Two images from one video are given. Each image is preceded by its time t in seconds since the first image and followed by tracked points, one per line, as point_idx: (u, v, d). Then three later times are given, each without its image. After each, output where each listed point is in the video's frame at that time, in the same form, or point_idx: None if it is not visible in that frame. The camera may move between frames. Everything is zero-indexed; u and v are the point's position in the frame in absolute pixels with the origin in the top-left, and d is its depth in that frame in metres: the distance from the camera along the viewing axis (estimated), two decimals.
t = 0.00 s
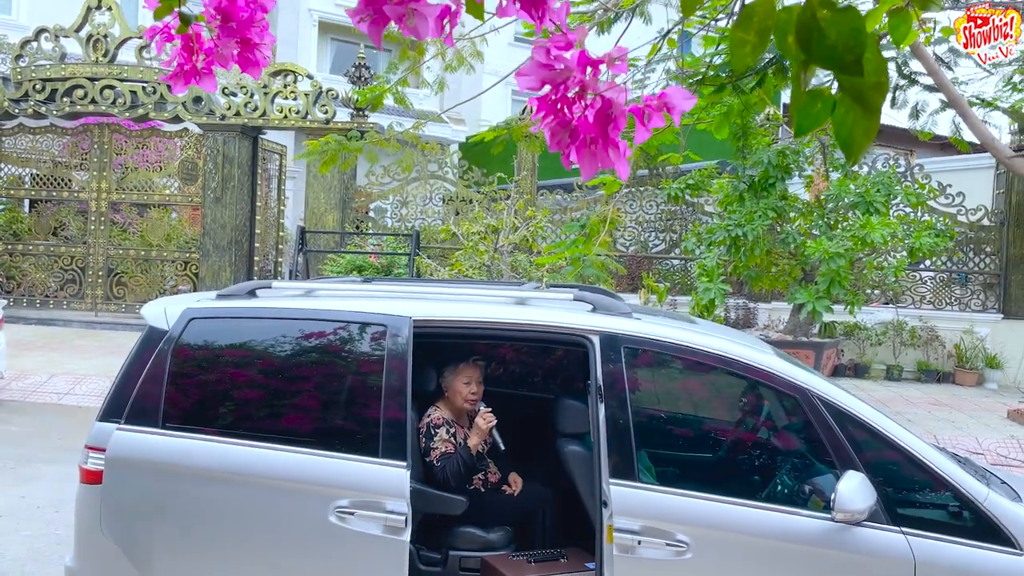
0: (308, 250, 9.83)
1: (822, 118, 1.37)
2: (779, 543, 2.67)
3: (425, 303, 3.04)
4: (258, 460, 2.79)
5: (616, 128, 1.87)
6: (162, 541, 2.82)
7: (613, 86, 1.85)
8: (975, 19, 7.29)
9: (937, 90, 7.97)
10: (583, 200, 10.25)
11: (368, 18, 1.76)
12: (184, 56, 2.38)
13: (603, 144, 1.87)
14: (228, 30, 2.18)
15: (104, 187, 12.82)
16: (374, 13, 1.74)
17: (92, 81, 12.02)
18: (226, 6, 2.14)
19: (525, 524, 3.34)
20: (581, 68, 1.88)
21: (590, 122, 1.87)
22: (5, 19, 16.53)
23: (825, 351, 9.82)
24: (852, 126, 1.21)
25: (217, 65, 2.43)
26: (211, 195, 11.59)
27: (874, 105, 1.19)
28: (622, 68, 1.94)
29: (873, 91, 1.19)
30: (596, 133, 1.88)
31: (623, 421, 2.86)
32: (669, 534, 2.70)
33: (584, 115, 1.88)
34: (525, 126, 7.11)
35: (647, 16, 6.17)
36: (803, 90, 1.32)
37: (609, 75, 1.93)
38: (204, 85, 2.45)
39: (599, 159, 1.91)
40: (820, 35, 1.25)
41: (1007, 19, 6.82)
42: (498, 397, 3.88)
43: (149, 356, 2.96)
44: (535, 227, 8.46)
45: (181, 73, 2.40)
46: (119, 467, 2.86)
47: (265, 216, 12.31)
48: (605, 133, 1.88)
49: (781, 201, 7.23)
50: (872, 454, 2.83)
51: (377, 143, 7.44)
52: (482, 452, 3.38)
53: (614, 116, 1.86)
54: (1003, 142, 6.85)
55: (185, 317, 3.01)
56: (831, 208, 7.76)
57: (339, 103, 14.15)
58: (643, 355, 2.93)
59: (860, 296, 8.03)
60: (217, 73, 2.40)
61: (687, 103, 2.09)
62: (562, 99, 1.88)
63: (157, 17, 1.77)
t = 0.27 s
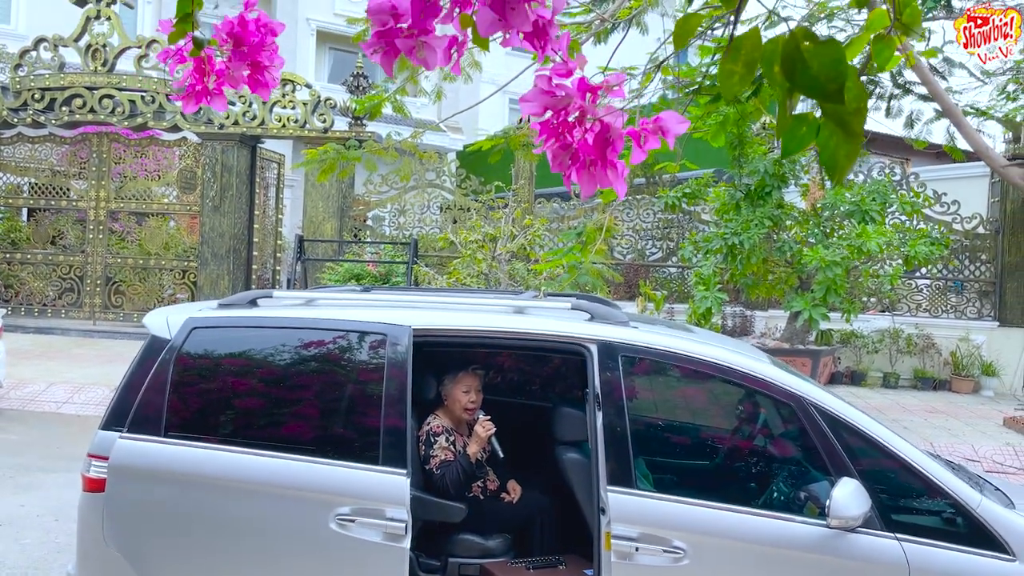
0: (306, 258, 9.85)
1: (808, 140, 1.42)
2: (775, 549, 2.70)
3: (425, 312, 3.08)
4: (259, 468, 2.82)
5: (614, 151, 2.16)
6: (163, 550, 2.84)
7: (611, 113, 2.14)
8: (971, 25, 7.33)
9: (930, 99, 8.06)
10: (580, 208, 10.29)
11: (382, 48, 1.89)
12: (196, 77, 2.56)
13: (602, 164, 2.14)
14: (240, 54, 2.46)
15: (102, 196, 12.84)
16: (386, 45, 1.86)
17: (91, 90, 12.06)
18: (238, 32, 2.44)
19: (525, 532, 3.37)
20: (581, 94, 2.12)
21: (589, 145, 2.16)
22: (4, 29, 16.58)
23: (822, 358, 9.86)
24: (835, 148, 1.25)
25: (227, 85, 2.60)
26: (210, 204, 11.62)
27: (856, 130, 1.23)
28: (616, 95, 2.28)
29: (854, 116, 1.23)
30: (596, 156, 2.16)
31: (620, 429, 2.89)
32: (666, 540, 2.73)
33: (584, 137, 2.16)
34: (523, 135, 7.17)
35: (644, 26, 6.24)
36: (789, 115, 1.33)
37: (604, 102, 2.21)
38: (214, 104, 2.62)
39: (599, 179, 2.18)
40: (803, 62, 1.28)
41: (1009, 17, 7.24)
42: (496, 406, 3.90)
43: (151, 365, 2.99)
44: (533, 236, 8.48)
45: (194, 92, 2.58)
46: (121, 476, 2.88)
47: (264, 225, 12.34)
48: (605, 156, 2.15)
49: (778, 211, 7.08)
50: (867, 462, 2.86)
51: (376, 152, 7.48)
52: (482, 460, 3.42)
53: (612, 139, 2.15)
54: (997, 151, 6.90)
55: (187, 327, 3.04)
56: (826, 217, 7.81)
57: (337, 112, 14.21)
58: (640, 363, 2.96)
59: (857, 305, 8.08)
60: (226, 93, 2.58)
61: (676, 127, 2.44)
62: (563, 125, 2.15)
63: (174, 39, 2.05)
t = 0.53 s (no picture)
0: (305, 265, 9.87)
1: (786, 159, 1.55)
2: (770, 553, 2.73)
3: (423, 319, 3.11)
4: (258, 474, 2.85)
5: (604, 166, 2.24)
6: (163, 555, 2.86)
7: (602, 131, 2.24)
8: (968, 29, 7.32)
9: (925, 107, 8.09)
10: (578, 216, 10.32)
11: (386, 71, 2.06)
12: (195, 91, 2.60)
13: (593, 179, 2.24)
14: (244, 70, 2.57)
15: (101, 203, 12.86)
16: (390, 68, 2.04)
17: (90, 97, 12.11)
18: (244, 50, 2.55)
19: (522, 536, 3.40)
20: (572, 113, 2.27)
21: (581, 162, 2.24)
22: (4, 36, 16.63)
23: (818, 365, 9.89)
24: (814, 164, 1.37)
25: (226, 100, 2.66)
26: (209, 210, 11.64)
27: (834, 146, 1.35)
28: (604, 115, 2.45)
29: (832, 134, 1.35)
30: (587, 170, 2.25)
31: (617, 434, 2.92)
32: (662, 545, 2.75)
33: (576, 154, 2.26)
34: (520, 142, 7.20)
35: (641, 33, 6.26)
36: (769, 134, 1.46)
37: (596, 122, 2.35)
38: (213, 117, 2.70)
39: (590, 194, 2.27)
40: (783, 82, 1.40)
41: (1010, 19, 6.73)
42: (494, 411, 3.93)
43: (152, 370, 3.02)
44: (531, 243, 8.50)
45: (193, 106, 2.65)
46: (122, 481, 2.91)
47: (263, 232, 12.38)
48: (595, 172, 2.24)
49: (774, 216, 7.25)
50: (862, 468, 2.89)
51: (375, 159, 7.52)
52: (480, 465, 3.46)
53: (603, 155, 2.24)
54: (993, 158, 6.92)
55: (187, 333, 3.08)
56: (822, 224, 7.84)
57: (336, 119, 14.26)
58: (635, 369, 3.00)
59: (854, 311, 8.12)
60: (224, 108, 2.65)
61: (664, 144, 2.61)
62: (556, 141, 2.26)
63: (179, 56, 2.15)
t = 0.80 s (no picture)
0: (304, 269, 9.90)
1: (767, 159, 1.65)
2: (763, 552, 2.76)
3: (422, 322, 3.14)
4: (257, 474, 2.88)
5: (593, 168, 2.31)
6: (163, 554, 2.89)
7: (592, 134, 2.31)
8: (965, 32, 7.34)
9: (921, 113, 8.14)
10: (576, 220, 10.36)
11: (385, 77, 2.11)
12: (196, 96, 2.66)
13: (582, 181, 2.29)
14: (242, 75, 2.61)
15: (100, 207, 12.88)
16: (389, 75, 2.09)
17: (90, 102, 12.15)
18: (240, 55, 2.59)
19: (519, 537, 3.43)
20: (563, 118, 2.33)
21: (571, 162, 2.30)
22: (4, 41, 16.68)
23: (814, 369, 9.94)
24: (793, 166, 1.47)
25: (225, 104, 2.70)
26: (208, 215, 11.67)
27: (810, 150, 1.44)
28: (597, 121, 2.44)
29: (808, 138, 1.44)
30: (576, 172, 2.31)
31: (613, 435, 2.95)
32: (657, 544, 2.79)
33: (566, 156, 2.31)
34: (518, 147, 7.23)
35: (638, 39, 6.30)
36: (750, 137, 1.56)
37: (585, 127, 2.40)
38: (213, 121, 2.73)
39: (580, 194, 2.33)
40: (760, 90, 1.49)
41: (1009, 19, 6.69)
42: (490, 413, 3.95)
43: (152, 372, 3.05)
44: (529, 247, 8.53)
45: (194, 111, 2.69)
46: (122, 481, 2.94)
47: (263, 237, 12.42)
48: (586, 175, 2.30)
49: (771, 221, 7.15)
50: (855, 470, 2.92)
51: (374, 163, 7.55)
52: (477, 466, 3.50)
53: (592, 157, 2.31)
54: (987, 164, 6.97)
55: (188, 335, 3.11)
56: (819, 229, 7.87)
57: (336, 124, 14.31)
58: (631, 372, 3.03)
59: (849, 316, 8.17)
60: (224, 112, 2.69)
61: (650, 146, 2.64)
62: (547, 144, 2.32)
63: (178, 61, 2.19)
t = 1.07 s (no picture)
0: (303, 272, 9.94)
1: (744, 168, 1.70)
2: (756, 552, 2.81)
3: (421, 325, 3.18)
4: (257, 474, 2.92)
5: (579, 179, 2.37)
6: (164, 554, 2.94)
7: (578, 147, 2.36)
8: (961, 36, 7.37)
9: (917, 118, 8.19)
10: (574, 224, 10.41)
11: (381, 92, 2.23)
12: (208, 107, 2.69)
13: (568, 191, 2.36)
14: (251, 86, 2.67)
15: (100, 210, 12.94)
16: (385, 90, 2.22)
17: (90, 106, 12.20)
18: (250, 68, 2.65)
19: (515, 537, 3.47)
20: (550, 131, 2.38)
21: (558, 173, 2.36)
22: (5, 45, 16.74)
23: (811, 372, 9.98)
24: (766, 176, 1.51)
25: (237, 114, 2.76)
26: (207, 218, 11.72)
27: (782, 160, 1.48)
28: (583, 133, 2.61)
29: (780, 149, 1.48)
30: (563, 182, 2.37)
31: (609, 437, 3.00)
32: (651, 544, 2.83)
33: (554, 167, 2.37)
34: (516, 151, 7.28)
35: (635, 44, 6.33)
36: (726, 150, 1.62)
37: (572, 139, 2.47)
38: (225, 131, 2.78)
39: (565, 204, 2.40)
40: (735, 105, 1.54)
41: (1010, 19, 6.62)
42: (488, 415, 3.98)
43: (154, 373, 3.09)
44: (527, 250, 8.59)
45: (207, 121, 2.73)
46: (124, 482, 2.98)
47: (262, 240, 12.47)
48: (571, 183, 2.37)
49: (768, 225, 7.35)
50: (848, 472, 2.97)
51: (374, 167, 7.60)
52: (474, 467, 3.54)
53: (577, 169, 2.37)
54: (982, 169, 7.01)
55: (189, 337, 3.15)
56: (815, 233, 7.91)
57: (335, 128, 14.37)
58: (627, 374, 3.08)
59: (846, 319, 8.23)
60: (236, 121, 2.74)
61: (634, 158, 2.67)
62: (536, 156, 2.37)
63: (192, 75, 2.23)
